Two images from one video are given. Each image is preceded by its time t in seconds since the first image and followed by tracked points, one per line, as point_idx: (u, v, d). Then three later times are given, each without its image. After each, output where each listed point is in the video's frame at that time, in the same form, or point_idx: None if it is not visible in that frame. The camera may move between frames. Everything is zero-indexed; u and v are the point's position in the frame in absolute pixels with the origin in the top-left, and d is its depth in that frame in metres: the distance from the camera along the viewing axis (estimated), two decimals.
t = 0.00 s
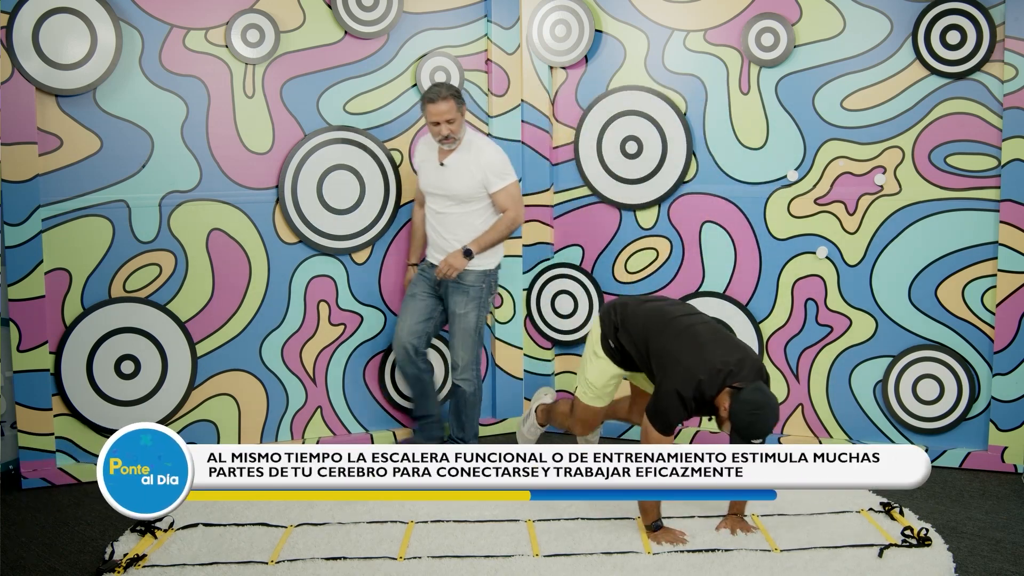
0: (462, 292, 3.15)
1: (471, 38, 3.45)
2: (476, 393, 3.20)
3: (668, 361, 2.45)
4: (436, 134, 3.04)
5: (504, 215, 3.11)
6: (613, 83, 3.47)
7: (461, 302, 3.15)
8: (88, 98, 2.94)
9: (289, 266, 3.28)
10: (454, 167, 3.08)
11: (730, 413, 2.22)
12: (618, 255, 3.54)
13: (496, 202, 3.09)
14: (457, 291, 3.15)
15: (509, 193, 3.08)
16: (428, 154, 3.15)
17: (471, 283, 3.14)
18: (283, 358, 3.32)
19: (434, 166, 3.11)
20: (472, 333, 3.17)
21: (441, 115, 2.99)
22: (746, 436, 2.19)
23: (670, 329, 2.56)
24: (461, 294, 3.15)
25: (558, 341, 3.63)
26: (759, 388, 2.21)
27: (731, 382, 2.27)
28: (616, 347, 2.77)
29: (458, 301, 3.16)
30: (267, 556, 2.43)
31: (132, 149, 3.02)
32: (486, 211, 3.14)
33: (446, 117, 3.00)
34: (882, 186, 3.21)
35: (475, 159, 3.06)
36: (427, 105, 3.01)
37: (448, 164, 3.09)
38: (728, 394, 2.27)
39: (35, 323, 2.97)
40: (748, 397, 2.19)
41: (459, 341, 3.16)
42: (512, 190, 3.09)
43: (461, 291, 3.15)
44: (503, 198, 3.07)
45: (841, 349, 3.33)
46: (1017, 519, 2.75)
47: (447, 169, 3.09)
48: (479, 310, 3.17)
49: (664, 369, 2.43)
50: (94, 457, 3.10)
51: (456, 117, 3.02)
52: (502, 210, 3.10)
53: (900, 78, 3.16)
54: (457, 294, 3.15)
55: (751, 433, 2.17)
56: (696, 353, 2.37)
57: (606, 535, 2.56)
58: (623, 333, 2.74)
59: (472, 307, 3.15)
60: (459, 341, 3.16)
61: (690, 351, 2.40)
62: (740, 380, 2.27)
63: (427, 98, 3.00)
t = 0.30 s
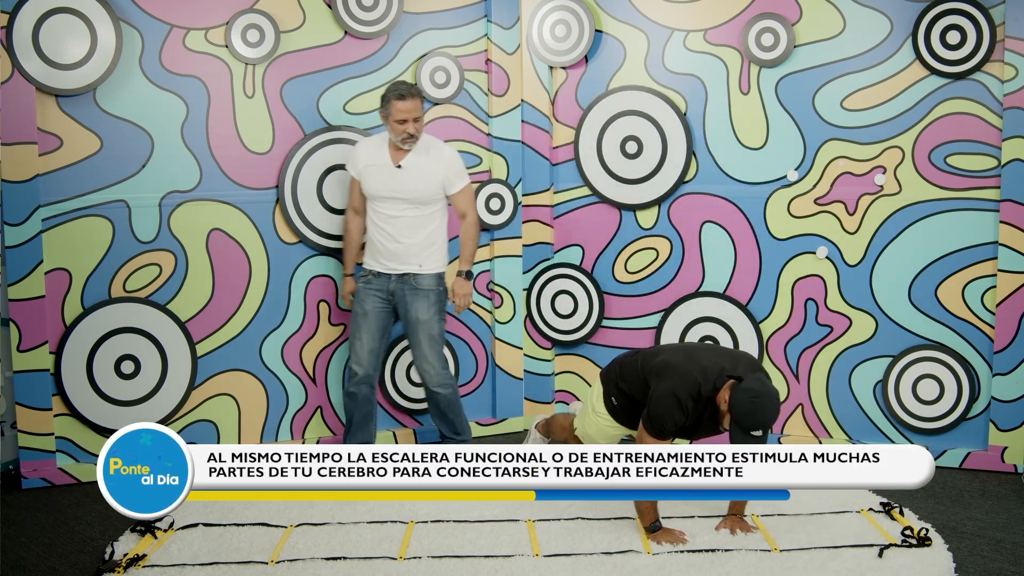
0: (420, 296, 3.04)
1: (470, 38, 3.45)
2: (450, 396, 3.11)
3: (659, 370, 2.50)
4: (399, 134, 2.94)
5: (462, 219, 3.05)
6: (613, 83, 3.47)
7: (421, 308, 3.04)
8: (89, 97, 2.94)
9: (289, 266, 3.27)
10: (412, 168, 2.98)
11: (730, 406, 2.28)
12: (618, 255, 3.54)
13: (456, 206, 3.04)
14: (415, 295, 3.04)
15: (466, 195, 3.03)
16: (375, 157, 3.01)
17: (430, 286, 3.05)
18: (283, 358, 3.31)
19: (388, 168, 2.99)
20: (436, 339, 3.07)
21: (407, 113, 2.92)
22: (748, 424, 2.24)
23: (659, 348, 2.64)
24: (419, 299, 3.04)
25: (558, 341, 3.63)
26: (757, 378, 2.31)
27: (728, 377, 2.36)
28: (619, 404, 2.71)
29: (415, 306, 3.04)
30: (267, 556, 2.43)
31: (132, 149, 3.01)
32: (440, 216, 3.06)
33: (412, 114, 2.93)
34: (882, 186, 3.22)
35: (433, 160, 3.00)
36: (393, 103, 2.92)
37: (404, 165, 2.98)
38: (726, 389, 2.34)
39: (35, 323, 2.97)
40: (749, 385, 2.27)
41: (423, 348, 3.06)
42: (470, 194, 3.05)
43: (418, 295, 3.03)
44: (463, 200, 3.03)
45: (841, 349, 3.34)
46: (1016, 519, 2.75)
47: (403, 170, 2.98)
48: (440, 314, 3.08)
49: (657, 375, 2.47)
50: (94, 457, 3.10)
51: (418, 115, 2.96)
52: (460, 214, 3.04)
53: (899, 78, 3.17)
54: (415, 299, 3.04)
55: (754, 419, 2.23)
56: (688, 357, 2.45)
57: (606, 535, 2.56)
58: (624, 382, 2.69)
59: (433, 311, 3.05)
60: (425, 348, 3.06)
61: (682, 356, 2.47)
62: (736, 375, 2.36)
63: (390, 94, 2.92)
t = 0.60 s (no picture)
0: (386, 289, 2.98)
1: (470, 39, 3.46)
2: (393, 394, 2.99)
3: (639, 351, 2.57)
4: (375, 128, 2.92)
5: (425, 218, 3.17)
6: (613, 83, 3.47)
7: (385, 302, 2.98)
8: (89, 98, 2.94)
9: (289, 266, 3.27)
10: (383, 166, 2.97)
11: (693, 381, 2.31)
12: (618, 255, 3.54)
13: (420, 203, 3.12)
14: (381, 290, 2.98)
15: (429, 192, 3.13)
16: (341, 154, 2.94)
17: (397, 280, 3.01)
18: (283, 359, 3.32)
19: (359, 165, 2.94)
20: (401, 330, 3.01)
21: (385, 108, 2.91)
22: (707, 399, 2.26)
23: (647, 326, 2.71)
24: (385, 293, 2.99)
25: (559, 341, 3.63)
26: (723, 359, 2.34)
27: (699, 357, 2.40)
28: (605, 365, 2.77)
29: (382, 300, 2.98)
30: (266, 556, 2.43)
31: (132, 149, 3.02)
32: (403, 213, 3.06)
33: (389, 110, 2.91)
34: (882, 186, 3.22)
35: (400, 157, 3.01)
36: (372, 96, 2.90)
37: (375, 162, 2.96)
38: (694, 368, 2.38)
39: (35, 323, 2.97)
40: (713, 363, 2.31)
41: (387, 343, 2.98)
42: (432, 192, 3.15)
43: (385, 288, 2.98)
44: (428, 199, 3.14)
45: (841, 349, 3.34)
46: (1017, 518, 2.75)
47: (376, 167, 2.95)
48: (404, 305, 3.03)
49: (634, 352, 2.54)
50: (94, 457, 3.11)
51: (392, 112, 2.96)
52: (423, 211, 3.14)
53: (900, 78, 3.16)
54: (382, 293, 2.98)
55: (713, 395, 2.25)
56: (665, 340, 2.51)
57: (606, 535, 2.56)
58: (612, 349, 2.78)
59: (397, 304, 3.00)
60: (389, 341, 2.99)
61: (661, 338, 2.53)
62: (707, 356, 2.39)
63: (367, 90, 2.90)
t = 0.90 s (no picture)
0: (373, 300, 2.98)
1: (470, 39, 3.46)
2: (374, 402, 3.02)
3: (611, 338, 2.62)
4: (368, 135, 2.85)
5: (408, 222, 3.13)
6: (613, 83, 3.47)
7: (372, 312, 2.98)
8: (89, 98, 2.94)
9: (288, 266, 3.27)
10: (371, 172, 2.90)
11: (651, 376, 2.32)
12: (618, 255, 3.53)
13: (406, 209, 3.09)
14: (367, 300, 2.97)
15: (415, 200, 3.09)
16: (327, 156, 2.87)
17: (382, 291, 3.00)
18: (283, 359, 3.32)
19: (348, 171, 2.86)
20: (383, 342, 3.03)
21: (380, 116, 2.84)
22: (662, 396, 2.24)
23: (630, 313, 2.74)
24: (371, 303, 2.98)
25: (558, 341, 3.64)
26: (683, 357, 2.35)
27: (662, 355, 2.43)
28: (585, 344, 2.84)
29: (367, 311, 2.98)
30: (267, 556, 2.43)
31: (132, 149, 3.02)
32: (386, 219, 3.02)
33: (383, 118, 2.85)
34: (882, 186, 3.22)
35: (388, 163, 2.95)
36: (368, 103, 2.82)
37: (364, 168, 2.89)
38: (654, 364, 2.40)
39: (35, 323, 2.97)
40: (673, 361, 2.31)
41: (369, 353, 2.99)
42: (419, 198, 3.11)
43: (372, 299, 2.97)
44: (413, 205, 3.10)
45: (841, 349, 3.34)
46: (1017, 518, 2.75)
47: (365, 174, 2.88)
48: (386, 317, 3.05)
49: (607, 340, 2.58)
50: (94, 457, 3.11)
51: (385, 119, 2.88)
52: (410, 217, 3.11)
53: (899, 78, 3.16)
54: (368, 304, 2.97)
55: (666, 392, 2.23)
56: (638, 333, 2.55)
57: (606, 535, 2.56)
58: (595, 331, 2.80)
59: (381, 315, 3.01)
60: (371, 352, 3.00)
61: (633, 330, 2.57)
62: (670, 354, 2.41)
63: (363, 95, 2.82)
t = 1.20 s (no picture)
0: (357, 299, 2.96)
1: (470, 39, 3.46)
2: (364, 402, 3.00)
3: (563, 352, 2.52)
4: (345, 132, 2.82)
5: (396, 205, 3.14)
6: (613, 83, 3.47)
7: (357, 311, 2.96)
8: (89, 98, 2.94)
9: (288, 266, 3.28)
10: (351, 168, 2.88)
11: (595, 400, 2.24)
12: (618, 255, 3.53)
13: (392, 194, 3.09)
14: (351, 299, 2.95)
15: (401, 182, 3.09)
16: (308, 154, 2.83)
17: (364, 289, 2.99)
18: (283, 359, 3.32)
19: (326, 168, 2.84)
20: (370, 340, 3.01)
21: (357, 112, 2.80)
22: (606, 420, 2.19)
23: (583, 323, 2.65)
24: (356, 302, 2.96)
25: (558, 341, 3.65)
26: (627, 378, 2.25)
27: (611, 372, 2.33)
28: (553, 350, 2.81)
29: (352, 310, 2.95)
30: (267, 556, 2.43)
31: (132, 149, 3.02)
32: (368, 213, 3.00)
33: (360, 115, 2.81)
34: (882, 186, 3.22)
35: (366, 159, 2.93)
36: (346, 99, 2.78)
37: (342, 166, 2.86)
38: (603, 383, 2.31)
39: (35, 323, 2.97)
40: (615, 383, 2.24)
41: (358, 353, 2.97)
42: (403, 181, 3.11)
43: (355, 298, 2.95)
44: (399, 189, 3.10)
45: (841, 349, 3.33)
46: (1017, 518, 2.75)
47: (343, 170, 2.86)
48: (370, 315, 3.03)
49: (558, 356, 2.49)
50: (94, 457, 3.11)
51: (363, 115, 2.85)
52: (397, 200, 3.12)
53: (899, 78, 3.16)
54: (353, 303, 2.95)
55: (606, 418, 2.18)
56: (587, 347, 2.44)
57: (606, 535, 2.56)
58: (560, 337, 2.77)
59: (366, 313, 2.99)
60: (359, 351, 2.98)
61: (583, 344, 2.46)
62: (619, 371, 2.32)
63: (339, 91, 2.78)
